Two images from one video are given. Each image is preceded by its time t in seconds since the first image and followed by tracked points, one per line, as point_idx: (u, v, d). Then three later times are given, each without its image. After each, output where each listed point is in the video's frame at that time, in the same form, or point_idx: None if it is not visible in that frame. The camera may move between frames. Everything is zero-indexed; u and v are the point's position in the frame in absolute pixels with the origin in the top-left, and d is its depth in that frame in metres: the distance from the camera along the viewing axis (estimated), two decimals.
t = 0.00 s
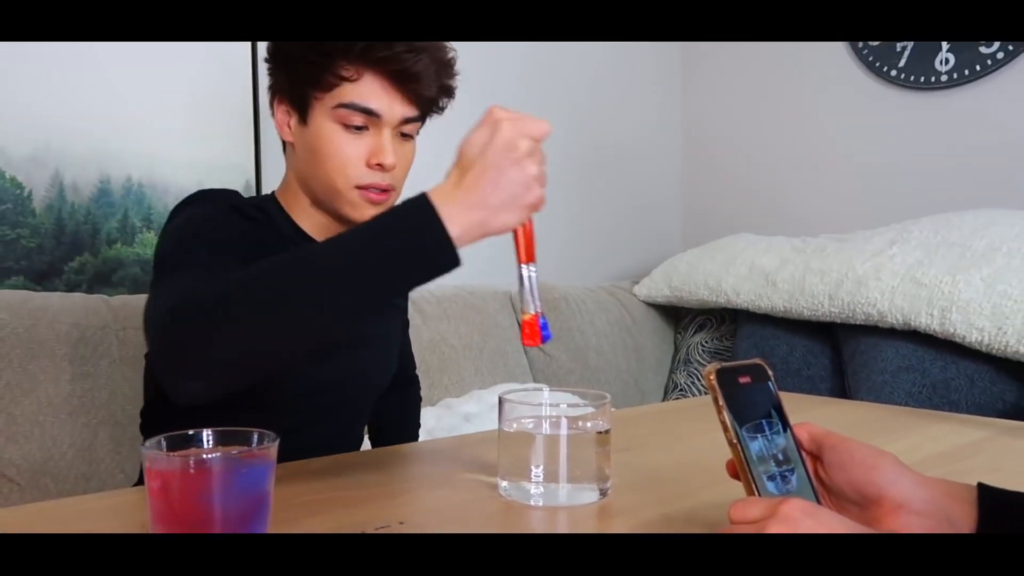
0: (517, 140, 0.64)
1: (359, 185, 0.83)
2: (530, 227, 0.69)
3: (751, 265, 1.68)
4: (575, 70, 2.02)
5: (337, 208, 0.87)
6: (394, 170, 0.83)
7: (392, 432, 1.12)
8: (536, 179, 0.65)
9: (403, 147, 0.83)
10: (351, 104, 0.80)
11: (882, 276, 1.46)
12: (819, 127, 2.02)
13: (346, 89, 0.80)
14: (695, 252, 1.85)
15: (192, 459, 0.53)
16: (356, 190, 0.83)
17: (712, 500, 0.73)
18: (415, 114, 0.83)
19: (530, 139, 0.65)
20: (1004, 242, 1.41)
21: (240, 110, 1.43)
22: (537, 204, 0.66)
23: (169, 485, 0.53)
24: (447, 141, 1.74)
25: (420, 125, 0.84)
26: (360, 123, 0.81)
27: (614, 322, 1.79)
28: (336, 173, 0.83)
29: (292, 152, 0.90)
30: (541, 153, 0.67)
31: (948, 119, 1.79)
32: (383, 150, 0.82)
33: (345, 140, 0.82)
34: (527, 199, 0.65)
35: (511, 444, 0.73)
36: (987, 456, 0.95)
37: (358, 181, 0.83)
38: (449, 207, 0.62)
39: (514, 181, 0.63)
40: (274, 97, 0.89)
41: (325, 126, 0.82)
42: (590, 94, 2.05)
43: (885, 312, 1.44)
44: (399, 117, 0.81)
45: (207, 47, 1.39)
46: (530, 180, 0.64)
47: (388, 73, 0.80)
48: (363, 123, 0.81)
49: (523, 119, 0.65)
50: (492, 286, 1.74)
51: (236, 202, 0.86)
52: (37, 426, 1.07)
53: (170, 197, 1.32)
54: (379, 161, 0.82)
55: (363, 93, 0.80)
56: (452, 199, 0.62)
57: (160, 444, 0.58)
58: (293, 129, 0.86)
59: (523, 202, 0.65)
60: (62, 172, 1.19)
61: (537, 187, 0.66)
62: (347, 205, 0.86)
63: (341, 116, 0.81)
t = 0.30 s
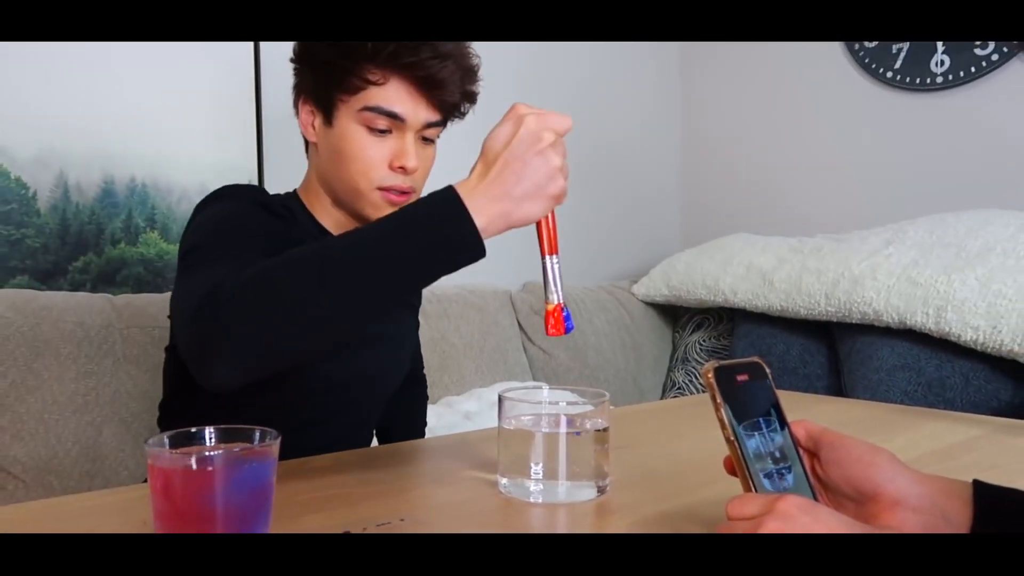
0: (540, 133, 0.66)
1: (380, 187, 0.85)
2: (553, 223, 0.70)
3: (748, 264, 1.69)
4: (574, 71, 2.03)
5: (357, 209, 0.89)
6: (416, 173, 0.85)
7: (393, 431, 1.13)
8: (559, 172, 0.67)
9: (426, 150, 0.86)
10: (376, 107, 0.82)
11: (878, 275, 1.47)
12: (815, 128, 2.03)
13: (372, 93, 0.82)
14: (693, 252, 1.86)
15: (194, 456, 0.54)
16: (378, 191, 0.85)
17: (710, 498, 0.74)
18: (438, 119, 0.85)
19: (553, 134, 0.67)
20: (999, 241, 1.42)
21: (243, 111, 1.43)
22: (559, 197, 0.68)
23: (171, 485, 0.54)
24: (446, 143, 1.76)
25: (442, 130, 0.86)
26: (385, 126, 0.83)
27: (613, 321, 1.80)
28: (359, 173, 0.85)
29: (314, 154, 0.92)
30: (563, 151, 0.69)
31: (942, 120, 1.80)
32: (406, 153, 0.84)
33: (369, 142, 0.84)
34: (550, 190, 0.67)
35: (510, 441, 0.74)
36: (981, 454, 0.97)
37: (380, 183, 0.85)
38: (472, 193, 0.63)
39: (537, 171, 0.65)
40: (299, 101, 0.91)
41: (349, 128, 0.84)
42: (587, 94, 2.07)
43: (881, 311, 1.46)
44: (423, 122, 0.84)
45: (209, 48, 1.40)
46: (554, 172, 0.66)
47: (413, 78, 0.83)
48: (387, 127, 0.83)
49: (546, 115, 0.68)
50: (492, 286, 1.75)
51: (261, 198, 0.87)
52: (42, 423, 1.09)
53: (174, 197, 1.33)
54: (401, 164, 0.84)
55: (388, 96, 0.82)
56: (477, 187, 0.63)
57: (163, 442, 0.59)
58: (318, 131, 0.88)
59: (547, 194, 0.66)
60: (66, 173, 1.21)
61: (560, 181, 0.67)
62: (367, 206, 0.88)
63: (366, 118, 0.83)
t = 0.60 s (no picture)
0: (573, 320, 0.71)
1: (403, 209, 0.88)
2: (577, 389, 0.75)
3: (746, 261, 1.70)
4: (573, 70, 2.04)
5: (379, 224, 0.92)
6: (438, 197, 0.88)
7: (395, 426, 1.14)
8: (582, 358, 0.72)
9: (451, 176, 0.88)
10: (405, 131, 0.84)
11: (874, 273, 1.48)
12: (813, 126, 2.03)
13: (402, 117, 0.84)
14: (691, 249, 1.87)
15: (197, 451, 0.54)
16: (400, 212, 0.89)
17: (707, 492, 0.75)
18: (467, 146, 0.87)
19: (584, 318, 0.72)
20: (994, 239, 1.43)
21: (245, 108, 1.44)
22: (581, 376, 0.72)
23: (173, 477, 0.55)
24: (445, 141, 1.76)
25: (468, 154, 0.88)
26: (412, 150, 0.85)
27: (613, 318, 1.81)
28: (384, 194, 0.88)
29: (341, 165, 0.94)
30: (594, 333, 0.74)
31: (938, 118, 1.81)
32: (430, 177, 0.86)
33: (396, 164, 0.86)
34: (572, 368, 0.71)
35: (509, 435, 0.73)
36: (977, 449, 0.98)
37: (403, 204, 0.88)
38: (493, 355, 0.69)
39: (561, 346, 0.70)
40: (330, 113, 0.94)
41: (378, 148, 0.86)
42: (584, 91, 2.07)
43: (877, 308, 1.47)
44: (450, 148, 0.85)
45: (211, 48, 1.41)
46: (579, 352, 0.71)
47: (445, 106, 0.84)
48: (414, 150, 0.85)
49: (585, 301, 0.73)
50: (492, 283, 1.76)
51: (283, 222, 0.93)
52: (48, 419, 1.10)
53: (177, 195, 1.34)
54: (425, 188, 0.87)
55: (418, 121, 0.84)
56: (498, 351, 0.70)
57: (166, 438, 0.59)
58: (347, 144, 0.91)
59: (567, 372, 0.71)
60: (71, 171, 1.22)
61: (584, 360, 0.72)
62: (389, 225, 0.91)
63: (394, 140, 0.85)
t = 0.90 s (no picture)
0: (575, 316, 0.72)
1: (403, 205, 0.89)
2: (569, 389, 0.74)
3: (745, 260, 1.71)
4: (573, 70, 2.05)
5: (379, 222, 0.92)
6: (438, 194, 0.88)
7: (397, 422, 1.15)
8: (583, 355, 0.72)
9: (450, 173, 0.89)
10: (405, 128, 0.85)
11: (873, 270, 1.49)
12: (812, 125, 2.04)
13: (402, 114, 0.85)
14: (691, 247, 1.88)
15: (202, 448, 0.55)
16: (400, 208, 0.89)
17: (706, 488, 0.76)
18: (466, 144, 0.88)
19: (585, 315, 0.73)
20: (992, 237, 1.44)
21: (248, 109, 1.45)
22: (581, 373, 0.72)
23: (178, 472, 0.55)
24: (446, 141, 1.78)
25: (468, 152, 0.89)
26: (412, 146, 0.86)
27: (613, 316, 1.82)
28: (384, 190, 0.88)
29: (342, 164, 0.95)
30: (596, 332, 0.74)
31: (936, 118, 1.81)
32: (430, 174, 0.87)
33: (396, 161, 0.87)
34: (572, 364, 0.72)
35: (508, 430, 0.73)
36: (973, 446, 0.99)
37: (403, 201, 0.89)
38: (494, 349, 0.70)
39: (562, 342, 0.71)
40: (331, 112, 0.95)
41: (378, 145, 0.87)
42: (584, 91, 2.08)
43: (876, 306, 1.48)
44: (450, 145, 0.86)
45: (216, 48, 1.42)
46: (580, 348, 0.71)
47: (445, 104, 0.85)
48: (414, 147, 0.86)
49: (587, 299, 0.74)
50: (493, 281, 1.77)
51: (285, 220, 0.93)
52: (55, 416, 1.11)
53: (182, 194, 1.35)
54: (425, 185, 0.87)
55: (418, 119, 0.85)
56: (499, 346, 0.71)
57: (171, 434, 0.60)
58: (347, 144, 0.92)
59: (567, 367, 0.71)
60: (77, 170, 1.23)
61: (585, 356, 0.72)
62: (389, 221, 0.92)
63: (394, 137, 0.86)
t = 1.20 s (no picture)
0: (573, 314, 0.73)
1: (405, 203, 0.90)
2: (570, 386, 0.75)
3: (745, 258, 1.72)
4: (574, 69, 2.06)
5: (382, 220, 0.94)
6: (439, 192, 0.90)
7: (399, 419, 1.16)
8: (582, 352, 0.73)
9: (451, 171, 0.90)
10: (408, 127, 0.86)
11: (872, 269, 1.50)
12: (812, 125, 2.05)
13: (404, 113, 0.86)
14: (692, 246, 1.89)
15: (206, 444, 0.55)
16: (402, 206, 0.90)
17: (705, 484, 0.77)
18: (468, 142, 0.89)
19: (583, 313, 0.74)
20: (989, 237, 1.45)
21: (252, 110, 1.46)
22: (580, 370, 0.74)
23: (183, 467, 0.56)
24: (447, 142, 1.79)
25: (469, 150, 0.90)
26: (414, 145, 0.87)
27: (614, 313, 1.83)
28: (386, 188, 0.90)
29: (345, 162, 0.96)
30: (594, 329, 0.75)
31: (935, 117, 1.82)
32: (432, 172, 0.88)
33: (398, 159, 0.88)
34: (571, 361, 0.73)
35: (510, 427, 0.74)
36: (970, 443, 1.00)
37: (405, 199, 0.90)
38: (493, 347, 0.71)
39: (560, 339, 0.72)
40: (334, 111, 0.96)
41: (380, 144, 0.88)
42: (584, 91, 2.09)
43: (874, 304, 1.49)
44: (451, 143, 0.87)
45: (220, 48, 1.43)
46: (578, 346, 0.73)
47: (446, 103, 0.86)
48: (416, 146, 0.87)
49: (585, 297, 0.75)
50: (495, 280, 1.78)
51: (288, 219, 0.94)
52: (63, 412, 1.13)
53: (188, 193, 1.36)
54: (427, 183, 0.89)
55: (420, 117, 0.86)
56: (498, 343, 0.72)
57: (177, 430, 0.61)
58: (350, 142, 0.93)
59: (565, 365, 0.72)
60: (84, 170, 1.26)
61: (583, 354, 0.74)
62: (391, 219, 0.93)
63: (396, 136, 0.87)
